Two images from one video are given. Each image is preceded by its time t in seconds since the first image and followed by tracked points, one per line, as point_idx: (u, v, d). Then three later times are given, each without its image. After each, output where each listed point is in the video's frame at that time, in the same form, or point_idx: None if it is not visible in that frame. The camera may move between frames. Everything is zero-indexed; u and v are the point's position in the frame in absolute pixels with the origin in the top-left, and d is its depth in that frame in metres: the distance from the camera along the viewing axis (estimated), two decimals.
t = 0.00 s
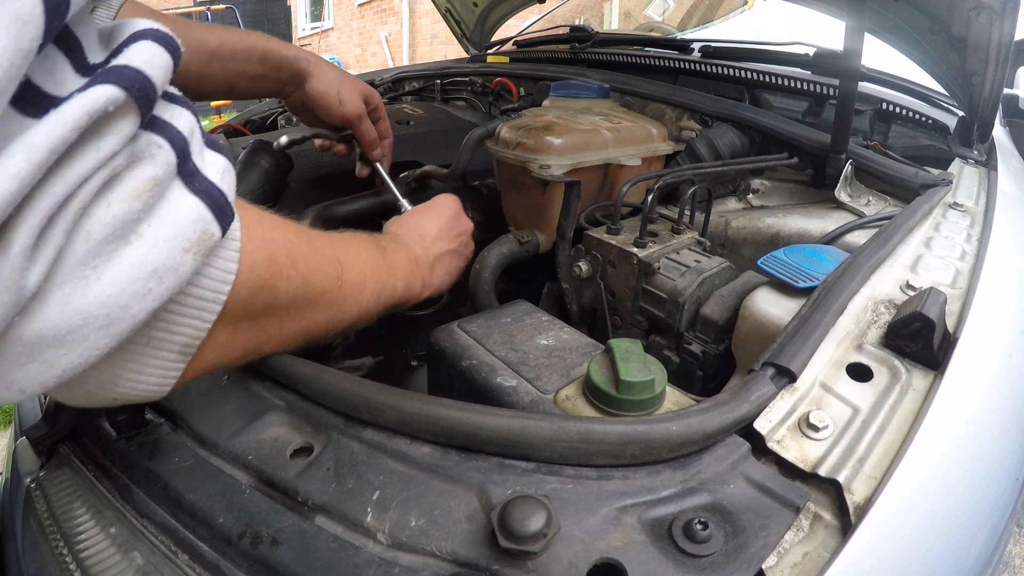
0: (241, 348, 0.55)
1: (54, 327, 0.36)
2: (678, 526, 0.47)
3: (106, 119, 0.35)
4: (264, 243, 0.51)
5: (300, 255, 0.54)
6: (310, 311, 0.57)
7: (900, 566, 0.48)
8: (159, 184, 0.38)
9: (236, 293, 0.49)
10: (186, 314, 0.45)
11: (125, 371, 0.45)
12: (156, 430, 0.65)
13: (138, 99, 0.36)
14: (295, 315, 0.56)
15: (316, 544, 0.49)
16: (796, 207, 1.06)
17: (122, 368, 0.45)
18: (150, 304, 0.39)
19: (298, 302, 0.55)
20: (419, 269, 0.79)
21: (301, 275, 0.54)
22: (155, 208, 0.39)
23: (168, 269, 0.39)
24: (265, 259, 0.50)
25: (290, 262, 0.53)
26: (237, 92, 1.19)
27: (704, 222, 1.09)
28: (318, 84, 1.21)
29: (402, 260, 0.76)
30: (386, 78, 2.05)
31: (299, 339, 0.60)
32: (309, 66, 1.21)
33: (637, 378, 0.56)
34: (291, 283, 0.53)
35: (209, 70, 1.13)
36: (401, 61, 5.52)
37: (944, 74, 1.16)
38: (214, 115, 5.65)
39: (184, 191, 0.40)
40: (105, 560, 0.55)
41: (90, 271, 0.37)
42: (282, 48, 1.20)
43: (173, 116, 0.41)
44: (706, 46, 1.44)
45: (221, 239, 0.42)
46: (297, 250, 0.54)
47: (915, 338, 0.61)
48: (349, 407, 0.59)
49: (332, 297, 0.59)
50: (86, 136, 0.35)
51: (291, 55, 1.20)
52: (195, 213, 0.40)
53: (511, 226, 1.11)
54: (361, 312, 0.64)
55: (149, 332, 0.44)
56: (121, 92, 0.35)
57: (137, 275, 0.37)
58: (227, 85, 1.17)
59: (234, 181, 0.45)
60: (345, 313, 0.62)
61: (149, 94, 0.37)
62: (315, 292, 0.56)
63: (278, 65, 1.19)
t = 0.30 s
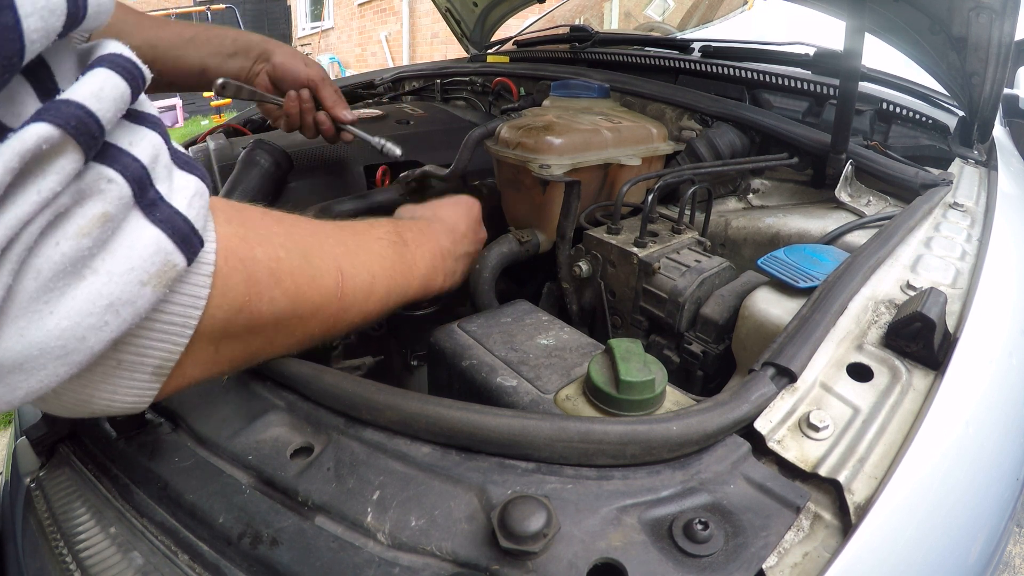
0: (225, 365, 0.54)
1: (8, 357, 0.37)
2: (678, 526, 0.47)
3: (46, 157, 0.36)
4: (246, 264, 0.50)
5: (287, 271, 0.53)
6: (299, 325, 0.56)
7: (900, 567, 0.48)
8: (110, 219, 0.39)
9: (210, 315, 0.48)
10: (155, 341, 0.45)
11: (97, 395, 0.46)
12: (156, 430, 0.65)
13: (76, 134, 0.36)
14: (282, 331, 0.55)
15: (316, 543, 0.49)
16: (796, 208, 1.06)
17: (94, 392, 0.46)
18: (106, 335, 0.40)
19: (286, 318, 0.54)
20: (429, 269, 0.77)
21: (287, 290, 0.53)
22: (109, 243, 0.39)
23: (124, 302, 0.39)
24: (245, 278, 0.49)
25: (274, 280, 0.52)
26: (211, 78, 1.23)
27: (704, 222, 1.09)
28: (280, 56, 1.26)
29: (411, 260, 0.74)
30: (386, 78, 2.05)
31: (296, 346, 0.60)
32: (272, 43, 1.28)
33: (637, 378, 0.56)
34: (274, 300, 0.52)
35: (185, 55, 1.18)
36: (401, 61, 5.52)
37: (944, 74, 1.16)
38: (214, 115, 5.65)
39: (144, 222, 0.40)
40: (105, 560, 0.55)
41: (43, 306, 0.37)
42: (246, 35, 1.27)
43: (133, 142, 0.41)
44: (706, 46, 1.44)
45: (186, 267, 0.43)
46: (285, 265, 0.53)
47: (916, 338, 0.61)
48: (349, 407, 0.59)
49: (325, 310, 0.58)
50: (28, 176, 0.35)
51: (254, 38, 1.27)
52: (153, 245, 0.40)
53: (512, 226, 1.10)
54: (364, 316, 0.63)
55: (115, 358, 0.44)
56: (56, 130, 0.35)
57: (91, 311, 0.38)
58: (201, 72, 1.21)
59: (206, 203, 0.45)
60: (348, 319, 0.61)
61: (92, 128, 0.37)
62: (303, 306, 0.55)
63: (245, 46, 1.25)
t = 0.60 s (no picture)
0: (253, 318, 0.59)
1: (93, 255, 0.42)
2: (678, 526, 0.47)
3: (144, 75, 0.42)
4: (275, 221, 0.60)
5: (302, 237, 0.64)
6: (312, 287, 0.64)
7: (900, 566, 0.48)
8: (185, 140, 0.46)
9: (247, 256, 0.55)
10: (206, 271, 0.51)
11: (144, 326, 0.50)
12: (156, 430, 0.65)
13: (171, 58, 0.44)
14: (299, 290, 0.63)
15: (316, 543, 0.49)
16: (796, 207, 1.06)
17: (142, 322, 0.49)
18: (178, 244, 0.46)
19: (304, 277, 0.63)
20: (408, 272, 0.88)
21: (304, 251, 0.63)
22: (181, 162, 0.46)
23: (195, 215, 0.46)
24: (274, 230, 0.59)
25: (294, 241, 0.62)
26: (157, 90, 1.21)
27: (704, 222, 1.10)
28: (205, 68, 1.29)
29: (393, 263, 0.85)
30: (386, 78, 2.05)
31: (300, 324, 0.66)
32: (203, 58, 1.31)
33: (637, 378, 0.56)
34: (295, 256, 0.62)
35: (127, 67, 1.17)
36: (401, 61, 5.52)
37: (944, 74, 1.16)
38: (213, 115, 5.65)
39: (207, 151, 0.48)
40: (105, 560, 0.55)
41: (127, 207, 0.43)
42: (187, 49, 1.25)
43: (194, 91, 0.49)
44: (706, 46, 1.44)
45: (237, 198, 0.50)
46: (301, 234, 0.64)
47: (915, 338, 0.61)
48: (349, 407, 0.59)
49: (331, 278, 0.67)
50: (129, 87, 0.42)
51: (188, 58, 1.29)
52: (217, 172, 0.47)
53: (511, 226, 1.10)
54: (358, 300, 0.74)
55: (171, 286, 0.49)
56: (159, 51, 0.42)
57: (170, 217, 0.44)
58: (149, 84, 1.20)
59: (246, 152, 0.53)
60: (345, 298, 0.71)
61: (180, 60, 0.45)
62: (315, 268, 0.65)
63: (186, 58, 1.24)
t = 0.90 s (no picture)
0: (249, 312, 0.59)
1: (83, 232, 0.43)
2: (678, 527, 0.47)
3: (133, 60, 0.45)
4: (265, 213, 0.61)
5: (292, 229, 0.64)
6: (306, 280, 0.65)
7: (900, 567, 0.48)
8: (173, 126, 0.48)
9: (239, 246, 0.56)
10: (197, 264, 0.52)
11: (135, 315, 0.50)
12: (156, 430, 0.65)
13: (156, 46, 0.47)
14: (293, 283, 0.63)
15: (317, 543, 0.49)
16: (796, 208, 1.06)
17: (133, 312, 0.50)
18: (167, 227, 0.47)
19: (296, 268, 0.63)
20: (403, 270, 0.89)
21: (294, 244, 0.64)
22: (169, 148, 0.48)
23: (183, 199, 0.47)
24: (264, 221, 0.60)
25: (284, 232, 0.63)
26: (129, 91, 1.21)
27: (704, 222, 1.10)
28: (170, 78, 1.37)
29: (387, 260, 0.86)
30: (386, 78, 2.05)
31: (292, 321, 0.66)
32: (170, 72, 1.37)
33: (637, 378, 0.56)
34: (286, 248, 0.62)
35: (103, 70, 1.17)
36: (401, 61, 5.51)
37: (944, 74, 1.16)
38: (213, 114, 5.66)
39: (194, 141, 0.50)
40: (105, 560, 0.55)
41: (117, 187, 0.44)
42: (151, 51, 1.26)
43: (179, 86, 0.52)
44: (706, 46, 1.44)
45: (225, 188, 0.52)
46: (291, 226, 0.65)
47: (915, 338, 0.62)
48: (349, 407, 0.59)
49: (324, 270, 0.68)
50: (119, 71, 0.45)
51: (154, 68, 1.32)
52: (205, 159, 0.49)
53: (511, 226, 1.10)
54: (351, 299, 0.73)
55: (162, 276, 0.51)
56: (146, 37, 0.46)
57: (159, 199, 0.46)
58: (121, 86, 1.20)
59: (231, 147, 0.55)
60: (340, 292, 0.71)
61: (165, 50, 0.48)
62: (308, 260, 0.65)
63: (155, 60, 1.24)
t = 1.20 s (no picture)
0: (242, 301, 0.59)
1: (68, 205, 0.44)
2: (678, 527, 0.47)
3: (117, 46, 0.47)
4: (254, 202, 0.62)
5: (282, 220, 0.65)
6: (298, 271, 0.65)
7: (900, 566, 0.48)
8: (157, 110, 0.49)
9: (229, 231, 0.57)
10: (184, 247, 0.53)
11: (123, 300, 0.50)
12: (157, 430, 0.65)
13: (141, 35, 0.49)
14: (285, 273, 0.64)
15: (317, 543, 0.49)
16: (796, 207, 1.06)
17: (122, 296, 0.50)
18: (153, 205, 0.48)
19: (288, 258, 0.64)
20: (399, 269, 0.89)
21: (285, 234, 0.64)
22: (154, 131, 0.49)
23: (168, 177, 0.48)
24: (253, 209, 0.61)
25: (274, 221, 0.63)
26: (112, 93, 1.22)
27: (704, 222, 1.10)
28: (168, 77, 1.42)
29: (382, 259, 0.86)
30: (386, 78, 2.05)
31: (286, 313, 0.66)
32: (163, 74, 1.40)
33: (637, 378, 0.56)
34: (276, 237, 0.63)
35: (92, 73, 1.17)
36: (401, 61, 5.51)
37: (944, 73, 1.16)
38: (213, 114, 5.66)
39: (178, 126, 0.51)
40: (105, 560, 0.55)
41: (102, 164, 0.45)
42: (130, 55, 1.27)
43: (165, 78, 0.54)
44: (706, 46, 1.44)
45: (211, 173, 0.53)
46: (281, 218, 0.65)
47: (915, 338, 0.62)
48: (349, 407, 0.59)
49: (316, 262, 0.68)
50: (104, 55, 0.46)
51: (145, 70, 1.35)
52: (189, 142, 0.50)
53: (511, 226, 1.10)
54: (346, 293, 0.73)
55: (150, 260, 0.51)
56: (131, 25, 0.48)
57: (144, 175, 0.47)
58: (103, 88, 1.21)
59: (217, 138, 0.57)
60: (334, 286, 0.71)
61: (151, 39, 0.50)
62: (299, 251, 0.65)
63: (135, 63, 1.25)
